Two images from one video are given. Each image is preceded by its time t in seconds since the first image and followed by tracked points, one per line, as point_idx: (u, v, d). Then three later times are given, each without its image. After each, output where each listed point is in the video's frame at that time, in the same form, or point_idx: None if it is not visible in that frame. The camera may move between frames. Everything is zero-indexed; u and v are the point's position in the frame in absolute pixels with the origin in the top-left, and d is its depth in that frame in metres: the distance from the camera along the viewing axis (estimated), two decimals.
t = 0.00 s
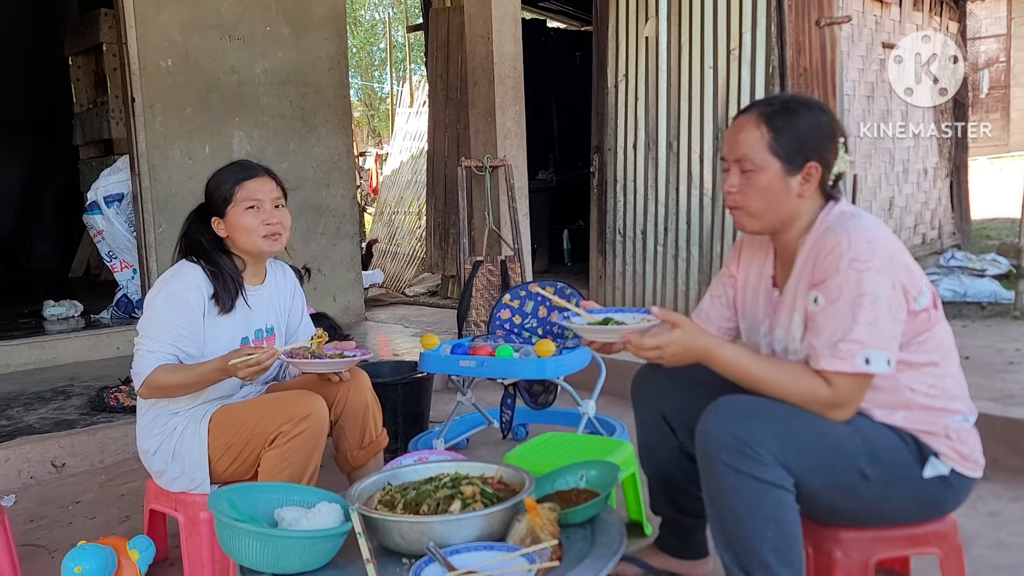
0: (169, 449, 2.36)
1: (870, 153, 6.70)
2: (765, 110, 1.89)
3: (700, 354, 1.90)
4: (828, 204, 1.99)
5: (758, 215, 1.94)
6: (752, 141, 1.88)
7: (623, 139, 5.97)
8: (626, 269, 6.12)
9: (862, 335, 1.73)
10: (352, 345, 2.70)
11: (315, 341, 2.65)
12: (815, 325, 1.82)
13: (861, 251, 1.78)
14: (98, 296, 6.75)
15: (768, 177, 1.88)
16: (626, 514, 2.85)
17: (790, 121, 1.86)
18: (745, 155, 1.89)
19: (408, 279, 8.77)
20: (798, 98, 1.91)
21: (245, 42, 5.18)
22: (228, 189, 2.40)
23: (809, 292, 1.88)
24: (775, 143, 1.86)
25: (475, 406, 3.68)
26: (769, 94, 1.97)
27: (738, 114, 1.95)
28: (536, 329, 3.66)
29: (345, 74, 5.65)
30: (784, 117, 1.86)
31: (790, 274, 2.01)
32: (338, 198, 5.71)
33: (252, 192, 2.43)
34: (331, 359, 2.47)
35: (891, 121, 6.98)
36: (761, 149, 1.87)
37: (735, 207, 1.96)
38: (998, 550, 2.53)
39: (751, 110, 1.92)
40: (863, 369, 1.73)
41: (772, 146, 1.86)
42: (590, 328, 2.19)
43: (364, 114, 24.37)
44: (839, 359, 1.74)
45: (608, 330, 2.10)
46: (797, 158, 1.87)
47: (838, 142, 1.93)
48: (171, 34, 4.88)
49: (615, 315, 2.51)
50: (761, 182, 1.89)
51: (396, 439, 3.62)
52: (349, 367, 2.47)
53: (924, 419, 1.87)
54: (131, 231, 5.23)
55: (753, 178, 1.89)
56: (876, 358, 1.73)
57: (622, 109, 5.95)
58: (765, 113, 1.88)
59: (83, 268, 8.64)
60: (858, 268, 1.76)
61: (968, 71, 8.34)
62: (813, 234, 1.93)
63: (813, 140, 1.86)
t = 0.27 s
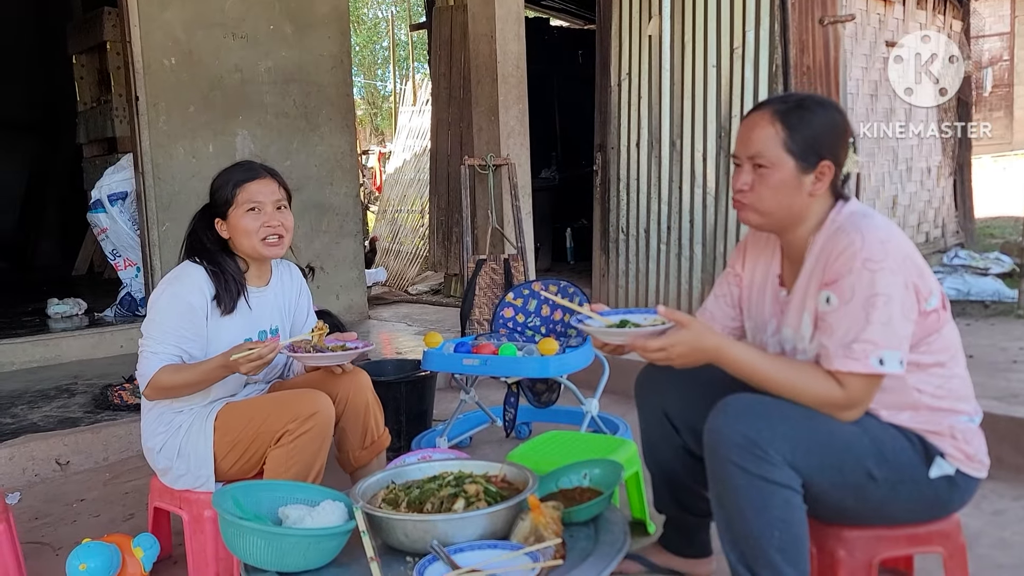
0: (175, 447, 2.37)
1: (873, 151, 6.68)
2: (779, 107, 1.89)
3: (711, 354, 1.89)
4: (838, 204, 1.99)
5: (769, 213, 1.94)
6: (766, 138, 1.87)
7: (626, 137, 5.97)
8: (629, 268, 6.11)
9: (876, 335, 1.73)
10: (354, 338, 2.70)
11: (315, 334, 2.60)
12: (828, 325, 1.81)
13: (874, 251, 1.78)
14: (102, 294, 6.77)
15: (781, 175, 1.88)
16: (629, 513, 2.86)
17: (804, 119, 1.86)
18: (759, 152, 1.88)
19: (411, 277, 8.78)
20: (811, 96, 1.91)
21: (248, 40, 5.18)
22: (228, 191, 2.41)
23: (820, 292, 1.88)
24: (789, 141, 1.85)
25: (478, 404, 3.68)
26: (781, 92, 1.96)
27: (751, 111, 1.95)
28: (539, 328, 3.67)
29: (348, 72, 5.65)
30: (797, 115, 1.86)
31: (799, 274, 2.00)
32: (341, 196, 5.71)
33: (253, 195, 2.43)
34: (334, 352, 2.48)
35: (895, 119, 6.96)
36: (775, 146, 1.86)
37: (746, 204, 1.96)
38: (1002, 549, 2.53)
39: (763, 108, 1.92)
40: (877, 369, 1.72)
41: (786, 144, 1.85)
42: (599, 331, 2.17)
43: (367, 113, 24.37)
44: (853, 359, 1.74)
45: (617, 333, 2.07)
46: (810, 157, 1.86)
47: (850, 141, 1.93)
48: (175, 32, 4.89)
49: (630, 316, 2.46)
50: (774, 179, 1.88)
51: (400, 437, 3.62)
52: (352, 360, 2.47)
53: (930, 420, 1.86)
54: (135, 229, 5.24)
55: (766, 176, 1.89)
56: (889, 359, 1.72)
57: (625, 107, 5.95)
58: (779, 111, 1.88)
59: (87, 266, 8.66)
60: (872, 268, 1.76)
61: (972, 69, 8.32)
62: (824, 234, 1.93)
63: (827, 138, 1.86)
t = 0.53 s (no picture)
0: (174, 449, 2.35)
1: (877, 150, 6.66)
2: (786, 105, 1.87)
3: (712, 358, 1.89)
4: (845, 202, 1.97)
5: (778, 214, 1.91)
6: (774, 137, 1.85)
7: (628, 136, 5.95)
8: (632, 267, 6.09)
9: (882, 336, 1.71)
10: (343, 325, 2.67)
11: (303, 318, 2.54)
12: (833, 325, 1.79)
13: (881, 251, 1.76)
14: (103, 294, 6.76)
15: (790, 174, 1.86)
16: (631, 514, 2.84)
17: (811, 118, 1.84)
18: (767, 151, 1.86)
19: (413, 277, 8.77)
20: (818, 93, 1.89)
21: (249, 39, 5.17)
22: (224, 192, 2.38)
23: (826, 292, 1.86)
24: (797, 139, 1.83)
25: (479, 404, 3.66)
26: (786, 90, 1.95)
27: (757, 109, 1.93)
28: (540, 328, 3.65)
29: (349, 71, 5.63)
30: (805, 113, 1.84)
31: (805, 274, 1.98)
32: (342, 195, 5.70)
33: (248, 195, 2.40)
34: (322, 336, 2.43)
35: (898, 118, 6.93)
36: (783, 146, 1.84)
37: (753, 205, 1.93)
38: (1006, 551, 2.51)
39: (770, 106, 1.90)
40: (882, 370, 1.71)
41: (795, 143, 1.83)
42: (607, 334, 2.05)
43: (369, 111, 24.35)
44: (858, 360, 1.72)
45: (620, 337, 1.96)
46: (818, 155, 1.85)
47: (856, 139, 1.92)
48: (175, 31, 4.88)
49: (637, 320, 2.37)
50: (783, 179, 1.86)
51: (400, 438, 3.60)
52: (340, 343, 2.42)
53: (934, 421, 1.84)
54: (135, 228, 5.23)
55: (774, 175, 1.87)
56: (895, 360, 1.71)
57: (627, 106, 5.93)
58: (786, 109, 1.86)
59: (88, 266, 8.66)
60: (878, 268, 1.74)
61: (976, 67, 8.29)
62: (830, 234, 1.91)
63: (835, 136, 1.84)
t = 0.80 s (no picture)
0: (174, 450, 2.35)
1: (879, 150, 6.65)
2: (788, 104, 1.86)
3: (712, 361, 1.88)
4: (846, 202, 1.97)
5: (781, 213, 1.91)
6: (775, 136, 1.85)
7: (630, 136, 5.95)
8: (634, 267, 6.09)
9: (882, 336, 1.70)
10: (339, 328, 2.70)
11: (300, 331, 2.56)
12: (834, 325, 1.79)
13: (881, 251, 1.76)
14: (104, 294, 6.77)
15: (792, 173, 1.85)
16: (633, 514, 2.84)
17: (813, 117, 1.83)
18: (768, 151, 1.86)
19: (415, 277, 8.77)
20: (819, 93, 1.89)
21: (251, 39, 5.17)
22: (217, 190, 2.38)
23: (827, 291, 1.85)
24: (799, 139, 1.83)
25: (481, 404, 3.66)
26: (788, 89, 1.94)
27: (759, 108, 1.92)
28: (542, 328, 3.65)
29: (350, 71, 5.64)
30: (807, 112, 1.84)
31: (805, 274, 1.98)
32: (344, 195, 5.70)
33: (241, 194, 2.40)
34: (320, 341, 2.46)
35: (901, 117, 6.92)
36: (785, 145, 1.84)
37: (755, 204, 1.93)
38: (1008, 551, 2.51)
39: (772, 105, 1.89)
40: (883, 370, 1.70)
41: (796, 142, 1.83)
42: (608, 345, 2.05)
43: (371, 111, 24.36)
44: (858, 360, 1.72)
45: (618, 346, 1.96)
46: (820, 154, 1.84)
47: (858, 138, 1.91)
48: (177, 32, 4.88)
49: (634, 328, 2.33)
50: (784, 178, 1.86)
51: (402, 438, 3.60)
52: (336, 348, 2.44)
53: (935, 422, 1.84)
54: (137, 229, 5.24)
55: (776, 174, 1.87)
56: (895, 360, 1.70)
57: (630, 106, 5.92)
58: (788, 109, 1.85)
59: (90, 266, 8.67)
60: (878, 267, 1.74)
61: (979, 67, 8.27)
62: (831, 234, 1.91)
63: (837, 135, 1.84)
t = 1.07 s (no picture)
0: (173, 451, 2.35)
1: (882, 150, 6.63)
2: (789, 105, 1.86)
3: (713, 364, 1.89)
4: (848, 201, 1.96)
5: (782, 214, 1.90)
6: (776, 137, 1.84)
7: (633, 136, 5.95)
8: (636, 267, 6.09)
9: (883, 335, 1.70)
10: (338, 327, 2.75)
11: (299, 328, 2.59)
12: (835, 325, 1.79)
13: (882, 250, 1.75)
14: (107, 294, 6.79)
15: (792, 174, 1.85)
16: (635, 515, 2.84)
17: (813, 117, 1.83)
18: (768, 152, 1.86)
19: (417, 277, 8.77)
20: (820, 94, 1.88)
21: (253, 40, 5.18)
22: (219, 193, 2.36)
23: (828, 291, 1.85)
24: (799, 139, 1.83)
25: (483, 405, 3.66)
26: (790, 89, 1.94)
27: (760, 109, 1.92)
28: (544, 328, 3.65)
29: (353, 72, 5.64)
30: (807, 113, 1.84)
31: (806, 275, 1.98)
32: (346, 195, 5.70)
33: (241, 199, 2.39)
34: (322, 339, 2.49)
35: (904, 117, 6.90)
36: (785, 146, 1.84)
37: (756, 205, 1.92)
38: (1011, 552, 2.50)
39: (773, 106, 1.89)
40: (885, 370, 1.70)
41: (797, 143, 1.83)
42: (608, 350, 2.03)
43: (374, 112, 24.39)
44: (861, 360, 1.71)
45: (617, 350, 1.94)
46: (821, 154, 1.84)
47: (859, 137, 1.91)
48: (180, 32, 4.89)
49: (634, 333, 2.30)
50: (784, 178, 1.85)
51: (404, 438, 3.60)
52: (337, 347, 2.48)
53: (937, 422, 1.83)
54: (140, 229, 5.25)
55: (776, 176, 1.86)
56: (897, 359, 1.70)
57: (632, 106, 5.92)
58: (788, 109, 1.85)
59: (93, 267, 8.68)
60: (879, 267, 1.74)
61: (982, 66, 8.25)
62: (832, 234, 1.90)
63: (837, 135, 1.83)
